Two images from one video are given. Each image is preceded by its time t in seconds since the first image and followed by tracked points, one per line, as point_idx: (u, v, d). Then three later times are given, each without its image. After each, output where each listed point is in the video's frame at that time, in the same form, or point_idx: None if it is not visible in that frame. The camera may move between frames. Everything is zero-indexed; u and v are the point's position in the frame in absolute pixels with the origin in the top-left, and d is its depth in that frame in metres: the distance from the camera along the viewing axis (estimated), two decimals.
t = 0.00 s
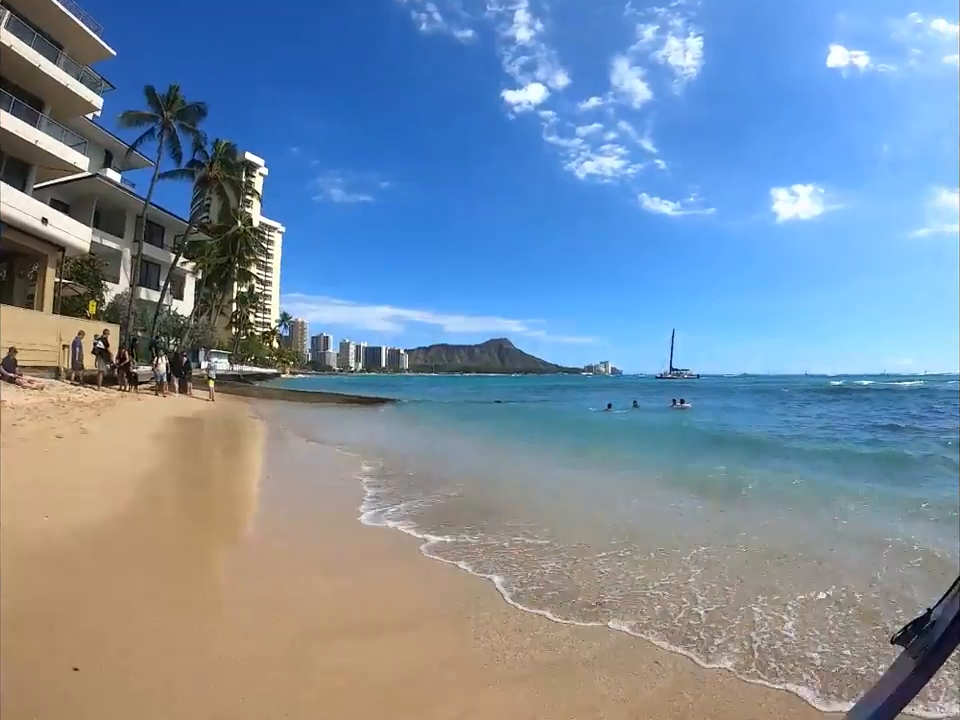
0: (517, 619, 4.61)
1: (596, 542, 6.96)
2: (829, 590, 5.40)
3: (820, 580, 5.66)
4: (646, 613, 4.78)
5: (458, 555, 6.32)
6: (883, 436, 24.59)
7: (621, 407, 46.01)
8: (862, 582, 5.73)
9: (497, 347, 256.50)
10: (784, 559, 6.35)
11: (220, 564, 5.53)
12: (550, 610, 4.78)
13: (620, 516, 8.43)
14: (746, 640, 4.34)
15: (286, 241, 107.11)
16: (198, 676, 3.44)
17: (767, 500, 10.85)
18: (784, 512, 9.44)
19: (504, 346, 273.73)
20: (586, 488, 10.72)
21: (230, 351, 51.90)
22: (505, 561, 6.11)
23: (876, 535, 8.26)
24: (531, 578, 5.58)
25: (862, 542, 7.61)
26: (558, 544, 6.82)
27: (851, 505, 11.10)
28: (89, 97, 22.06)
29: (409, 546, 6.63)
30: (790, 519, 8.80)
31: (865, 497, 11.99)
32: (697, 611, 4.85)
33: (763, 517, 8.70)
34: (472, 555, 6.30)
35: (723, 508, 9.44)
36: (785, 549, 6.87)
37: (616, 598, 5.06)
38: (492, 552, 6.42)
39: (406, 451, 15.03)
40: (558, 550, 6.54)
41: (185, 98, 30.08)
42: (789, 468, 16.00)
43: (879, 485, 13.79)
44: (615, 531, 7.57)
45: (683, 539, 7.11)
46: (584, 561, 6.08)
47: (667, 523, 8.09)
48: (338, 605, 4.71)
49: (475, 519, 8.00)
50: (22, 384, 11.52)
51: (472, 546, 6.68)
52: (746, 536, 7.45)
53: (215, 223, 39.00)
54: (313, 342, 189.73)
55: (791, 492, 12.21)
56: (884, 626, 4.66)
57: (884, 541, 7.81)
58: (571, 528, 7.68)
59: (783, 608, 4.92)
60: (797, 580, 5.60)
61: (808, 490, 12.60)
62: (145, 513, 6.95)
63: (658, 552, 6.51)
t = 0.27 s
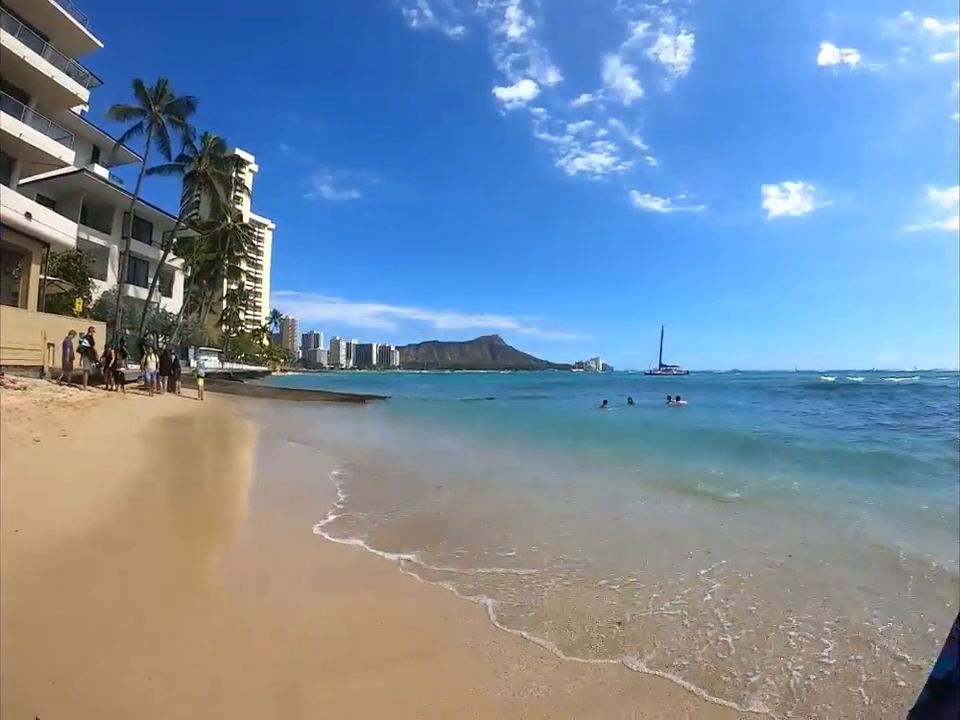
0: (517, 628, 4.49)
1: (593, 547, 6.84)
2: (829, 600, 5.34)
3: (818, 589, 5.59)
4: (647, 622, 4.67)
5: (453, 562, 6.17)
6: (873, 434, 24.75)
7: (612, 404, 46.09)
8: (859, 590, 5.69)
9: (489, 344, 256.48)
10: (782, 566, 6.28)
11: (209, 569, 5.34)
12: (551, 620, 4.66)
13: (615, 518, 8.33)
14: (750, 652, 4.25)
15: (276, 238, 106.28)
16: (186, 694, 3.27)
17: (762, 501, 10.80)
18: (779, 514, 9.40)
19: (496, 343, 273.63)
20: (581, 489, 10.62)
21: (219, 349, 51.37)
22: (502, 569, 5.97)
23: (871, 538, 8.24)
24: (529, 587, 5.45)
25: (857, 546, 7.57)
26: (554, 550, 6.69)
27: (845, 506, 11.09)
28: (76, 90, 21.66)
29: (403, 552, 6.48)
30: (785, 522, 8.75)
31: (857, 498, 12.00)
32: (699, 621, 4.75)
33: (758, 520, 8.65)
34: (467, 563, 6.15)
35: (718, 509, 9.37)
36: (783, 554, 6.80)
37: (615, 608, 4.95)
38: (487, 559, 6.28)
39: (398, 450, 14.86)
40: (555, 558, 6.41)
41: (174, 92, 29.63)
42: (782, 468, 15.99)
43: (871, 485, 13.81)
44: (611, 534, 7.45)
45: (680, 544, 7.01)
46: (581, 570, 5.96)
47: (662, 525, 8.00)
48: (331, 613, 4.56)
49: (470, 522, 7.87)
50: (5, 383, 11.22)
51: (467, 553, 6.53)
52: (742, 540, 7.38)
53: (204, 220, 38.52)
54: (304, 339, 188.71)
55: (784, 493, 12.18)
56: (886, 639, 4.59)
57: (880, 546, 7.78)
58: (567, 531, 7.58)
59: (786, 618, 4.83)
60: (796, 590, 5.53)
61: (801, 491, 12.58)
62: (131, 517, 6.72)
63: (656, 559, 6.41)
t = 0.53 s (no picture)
0: (525, 634, 4.36)
1: (592, 546, 6.74)
2: (831, 609, 5.29)
3: (819, 598, 5.54)
4: (654, 630, 4.57)
5: (452, 562, 6.04)
6: (864, 431, 24.95)
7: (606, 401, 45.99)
8: (860, 599, 5.65)
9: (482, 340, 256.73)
10: (782, 570, 6.23)
11: (204, 571, 5.16)
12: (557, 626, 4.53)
13: (612, 516, 8.23)
14: (759, 665, 4.17)
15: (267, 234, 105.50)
16: (180, 703, 3.10)
17: (758, 499, 10.78)
18: (776, 513, 9.36)
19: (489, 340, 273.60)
20: (576, 487, 10.53)
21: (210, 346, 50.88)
22: (502, 569, 5.84)
23: (868, 537, 8.23)
24: (532, 590, 5.32)
25: (854, 546, 7.55)
26: (553, 550, 6.58)
27: (840, 504, 11.11)
28: (67, 83, 21.31)
29: (400, 551, 6.34)
30: (781, 521, 8.71)
31: (852, 496, 12.02)
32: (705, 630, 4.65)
33: (755, 518, 8.60)
34: (466, 562, 6.02)
35: (714, 507, 9.31)
36: (781, 556, 6.75)
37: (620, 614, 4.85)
38: (486, 558, 6.15)
39: (391, 448, 14.70)
40: (555, 557, 6.30)
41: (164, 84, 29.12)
42: (775, 465, 16.01)
43: (869, 485, 13.73)
44: (609, 533, 7.35)
45: (679, 544, 6.93)
46: (583, 571, 5.85)
47: (660, 524, 7.92)
48: (333, 618, 4.41)
49: (466, 521, 7.74)
50: None
51: (466, 552, 6.40)
52: (740, 540, 7.32)
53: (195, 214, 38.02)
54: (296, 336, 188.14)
55: (780, 491, 12.16)
56: (891, 655, 4.54)
57: (876, 545, 7.78)
58: (563, 529, 7.49)
59: (791, 629, 4.76)
60: (799, 599, 5.46)
61: (796, 489, 12.58)
62: (122, 519, 6.52)
63: (656, 560, 6.32)
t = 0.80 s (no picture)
0: (531, 641, 4.23)
1: (593, 545, 6.64)
2: (827, 608, 5.21)
3: (821, 595, 5.47)
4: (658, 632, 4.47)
5: (450, 562, 5.91)
6: (858, 426, 25.06)
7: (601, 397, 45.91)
8: (856, 597, 5.57)
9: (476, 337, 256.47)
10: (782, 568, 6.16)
11: (198, 577, 4.99)
12: (562, 629, 4.41)
13: (611, 514, 8.15)
14: (758, 668, 4.07)
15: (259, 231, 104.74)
16: None
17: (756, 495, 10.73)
18: (775, 509, 9.31)
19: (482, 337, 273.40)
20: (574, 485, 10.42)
21: (202, 345, 50.46)
22: (503, 569, 5.72)
23: (867, 533, 8.20)
24: (533, 589, 5.19)
25: (854, 543, 7.51)
26: (553, 548, 6.47)
27: (838, 500, 11.09)
28: (55, 78, 20.93)
29: (397, 551, 6.21)
30: (781, 517, 8.66)
31: (850, 492, 12.03)
32: (711, 632, 4.54)
33: (756, 515, 8.54)
34: (465, 562, 5.89)
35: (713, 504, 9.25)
36: (782, 554, 6.69)
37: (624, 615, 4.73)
38: (486, 558, 6.02)
39: (387, 446, 14.55)
40: (556, 556, 6.19)
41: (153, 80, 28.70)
42: (772, 460, 16.00)
43: (866, 480, 13.69)
44: (609, 531, 7.25)
45: (679, 541, 6.84)
46: (584, 570, 5.73)
47: (659, 521, 7.84)
48: (333, 627, 4.26)
49: (464, 520, 7.62)
50: None
51: (464, 551, 6.27)
52: (740, 537, 7.24)
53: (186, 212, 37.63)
54: (289, 334, 187.24)
55: (778, 487, 12.13)
56: (896, 654, 4.47)
57: (876, 541, 7.74)
58: (563, 528, 7.38)
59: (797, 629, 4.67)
60: (801, 596, 5.39)
61: (794, 485, 12.57)
62: (113, 526, 6.34)
63: (656, 558, 6.22)
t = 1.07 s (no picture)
0: (532, 645, 4.10)
1: (594, 542, 6.60)
2: (823, 608, 5.11)
3: (820, 594, 5.40)
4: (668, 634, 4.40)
5: (451, 562, 5.80)
6: (850, 418, 25.24)
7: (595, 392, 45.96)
8: (853, 596, 5.48)
9: (470, 333, 256.28)
10: (782, 564, 6.14)
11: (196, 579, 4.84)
12: (572, 633, 4.32)
13: (608, 509, 8.11)
14: (753, 673, 3.97)
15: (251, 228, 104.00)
16: None
17: (752, 490, 10.75)
18: (772, 503, 9.31)
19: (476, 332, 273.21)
20: (570, 481, 10.32)
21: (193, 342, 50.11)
22: (506, 568, 5.64)
23: (865, 526, 8.21)
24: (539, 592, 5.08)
25: (851, 536, 7.53)
26: (554, 546, 6.41)
27: (833, 493, 11.13)
28: (45, 72, 20.54)
29: (397, 550, 6.11)
30: (781, 512, 8.62)
31: (844, 484, 12.09)
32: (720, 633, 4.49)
33: (754, 508, 8.52)
34: (465, 561, 5.80)
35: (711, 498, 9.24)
36: (780, 549, 6.69)
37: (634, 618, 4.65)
38: (488, 557, 5.95)
39: (382, 442, 14.46)
40: (557, 554, 6.12)
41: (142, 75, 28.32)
42: (767, 453, 16.05)
43: (862, 473, 13.71)
44: (608, 528, 7.21)
45: (680, 537, 6.82)
46: (588, 569, 5.66)
47: (656, 517, 7.80)
48: (328, 628, 4.15)
49: (462, 517, 7.55)
50: None
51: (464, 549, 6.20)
52: (739, 533, 7.20)
53: (177, 208, 37.23)
54: (282, 330, 186.41)
55: (773, 480, 12.15)
56: (898, 656, 4.41)
57: (873, 535, 7.76)
58: (562, 525, 7.32)
59: (804, 630, 4.63)
60: (803, 595, 5.37)
61: (789, 478, 12.62)
62: (105, 528, 6.15)
63: (659, 557, 6.16)
